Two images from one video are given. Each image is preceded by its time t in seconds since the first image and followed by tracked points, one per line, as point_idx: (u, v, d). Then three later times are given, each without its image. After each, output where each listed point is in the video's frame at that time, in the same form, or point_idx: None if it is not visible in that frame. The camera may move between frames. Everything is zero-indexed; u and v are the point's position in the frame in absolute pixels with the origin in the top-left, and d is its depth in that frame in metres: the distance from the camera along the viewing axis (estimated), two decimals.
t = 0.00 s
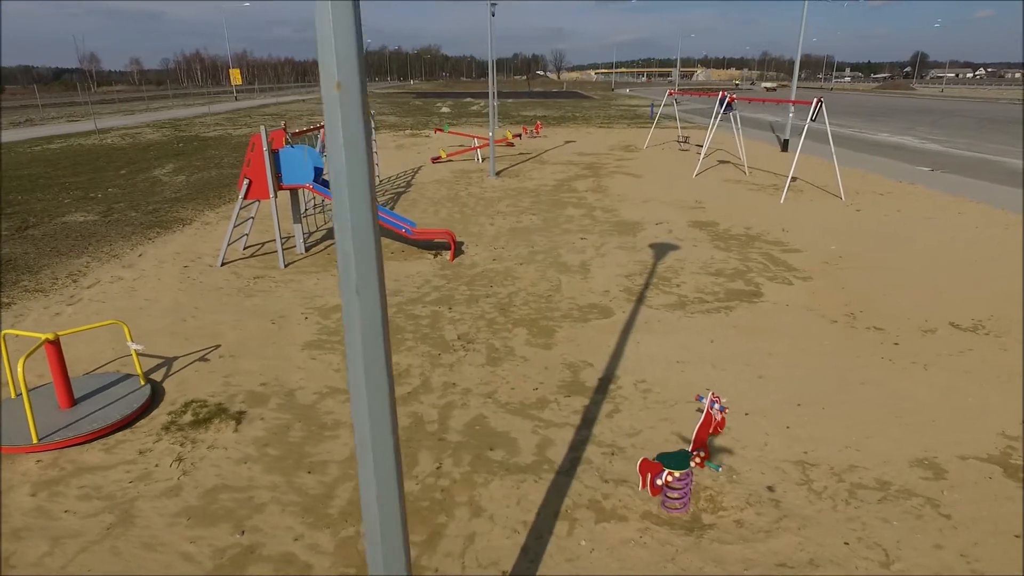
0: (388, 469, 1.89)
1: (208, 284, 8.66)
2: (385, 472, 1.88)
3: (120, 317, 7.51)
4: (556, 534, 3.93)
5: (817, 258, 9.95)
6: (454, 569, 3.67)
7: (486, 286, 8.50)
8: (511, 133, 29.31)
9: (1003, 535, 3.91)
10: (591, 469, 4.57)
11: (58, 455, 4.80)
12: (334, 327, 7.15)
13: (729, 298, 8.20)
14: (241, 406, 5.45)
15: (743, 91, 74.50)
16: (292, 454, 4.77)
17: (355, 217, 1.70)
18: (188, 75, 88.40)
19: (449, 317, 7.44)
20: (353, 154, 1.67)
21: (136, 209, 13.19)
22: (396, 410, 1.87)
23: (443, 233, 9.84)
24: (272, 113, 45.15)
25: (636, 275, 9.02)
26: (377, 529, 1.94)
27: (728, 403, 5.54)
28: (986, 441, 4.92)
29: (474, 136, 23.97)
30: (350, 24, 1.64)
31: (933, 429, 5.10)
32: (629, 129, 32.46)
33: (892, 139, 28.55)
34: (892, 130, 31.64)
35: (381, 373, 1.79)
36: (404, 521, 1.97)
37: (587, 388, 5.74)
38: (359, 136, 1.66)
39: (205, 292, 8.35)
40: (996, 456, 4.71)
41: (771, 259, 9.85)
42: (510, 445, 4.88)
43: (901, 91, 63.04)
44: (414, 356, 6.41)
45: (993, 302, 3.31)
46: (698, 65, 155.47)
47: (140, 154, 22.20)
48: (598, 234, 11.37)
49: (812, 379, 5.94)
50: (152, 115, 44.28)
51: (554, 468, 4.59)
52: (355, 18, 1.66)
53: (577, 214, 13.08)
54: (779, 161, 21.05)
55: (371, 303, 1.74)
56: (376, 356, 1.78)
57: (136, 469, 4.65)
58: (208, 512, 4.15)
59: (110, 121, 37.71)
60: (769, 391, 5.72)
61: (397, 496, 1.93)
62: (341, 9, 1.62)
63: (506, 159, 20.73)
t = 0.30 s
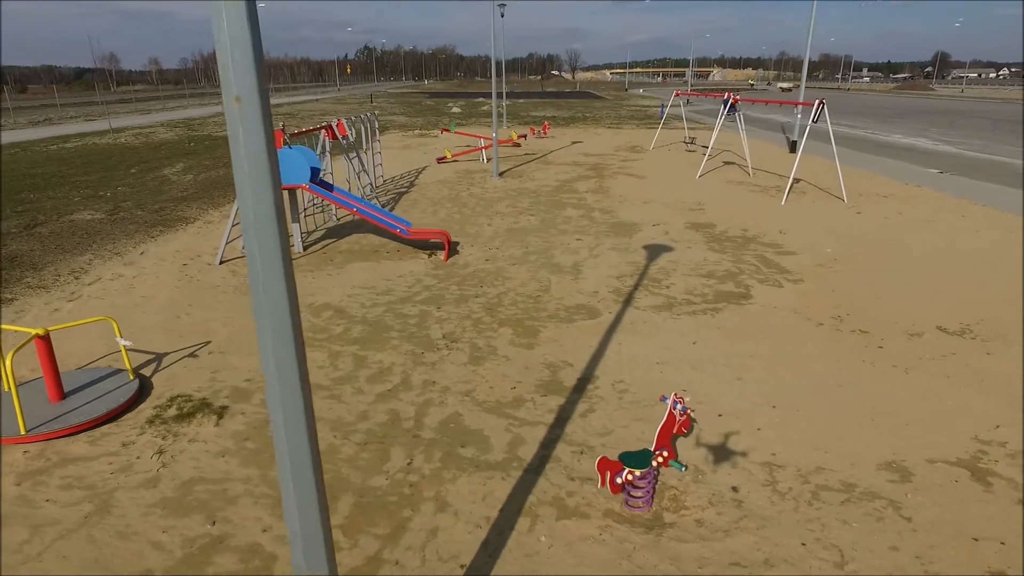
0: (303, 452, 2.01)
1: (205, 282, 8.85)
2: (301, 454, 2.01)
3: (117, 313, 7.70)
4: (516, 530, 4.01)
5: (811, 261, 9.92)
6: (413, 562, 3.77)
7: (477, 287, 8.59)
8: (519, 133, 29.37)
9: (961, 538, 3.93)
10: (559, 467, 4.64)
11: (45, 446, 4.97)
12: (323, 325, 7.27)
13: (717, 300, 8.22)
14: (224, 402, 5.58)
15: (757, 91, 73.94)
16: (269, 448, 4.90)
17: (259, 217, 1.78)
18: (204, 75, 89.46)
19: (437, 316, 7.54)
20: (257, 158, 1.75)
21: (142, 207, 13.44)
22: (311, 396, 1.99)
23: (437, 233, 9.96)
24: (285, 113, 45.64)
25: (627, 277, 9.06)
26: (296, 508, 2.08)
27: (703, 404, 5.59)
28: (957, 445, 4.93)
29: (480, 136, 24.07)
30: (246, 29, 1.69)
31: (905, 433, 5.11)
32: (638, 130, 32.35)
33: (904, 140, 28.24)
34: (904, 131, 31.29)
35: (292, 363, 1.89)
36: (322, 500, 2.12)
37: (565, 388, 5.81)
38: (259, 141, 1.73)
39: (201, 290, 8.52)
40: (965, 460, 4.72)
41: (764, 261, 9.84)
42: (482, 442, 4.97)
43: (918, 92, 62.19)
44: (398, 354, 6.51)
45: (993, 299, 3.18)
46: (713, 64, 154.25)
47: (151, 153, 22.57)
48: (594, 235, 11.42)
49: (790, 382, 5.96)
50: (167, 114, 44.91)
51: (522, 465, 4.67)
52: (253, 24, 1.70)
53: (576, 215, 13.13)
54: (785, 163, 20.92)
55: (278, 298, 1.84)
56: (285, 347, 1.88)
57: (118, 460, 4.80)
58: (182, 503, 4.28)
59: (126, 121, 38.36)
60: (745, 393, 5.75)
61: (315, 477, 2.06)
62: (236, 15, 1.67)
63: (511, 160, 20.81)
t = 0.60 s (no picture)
0: (236, 447, 2.08)
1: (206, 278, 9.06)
2: (233, 450, 2.08)
3: (119, 308, 7.93)
4: (482, 522, 4.12)
5: (807, 262, 9.91)
6: (379, 550, 3.90)
7: (470, 285, 8.71)
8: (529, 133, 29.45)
9: (921, 539, 3.97)
10: (530, 462, 4.75)
11: (41, 434, 5.18)
12: (316, 321, 7.44)
13: (708, 301, 8.25)
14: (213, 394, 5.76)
15: (774, 91, 73.25)
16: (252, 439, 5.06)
17: (184, 220, 1.84)
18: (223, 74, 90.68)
19: (427, 314, 7.67)
20: (179, 164, 1.80)
21: (152, 205, 13.75)
22: (243, 391, 2.05)
23: (435, 232, 10.10)
24: (300, 112, 46.17)
25: (620, 277, 9.13)
26: (232, 501, 2.15)
27: (680, 403, 5.65)
28: (930, 448, 4.95)
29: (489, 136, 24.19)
30: (165, 36, 1.73)
31: (880, 435, 5.15)
32: (649, 130, 32.27)
33: (918, 141, 27.89)
34: (919, 131, 30.89)
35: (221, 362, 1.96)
36: (258, 492, 2.19)
37: (545, 385, 5.91)
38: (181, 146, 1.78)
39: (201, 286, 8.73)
40: (935, 462, 4.75)
41: (760, 262, 9.85)
42: (458, 437, 5.09)
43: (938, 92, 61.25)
44: (386, 350, 6.65)
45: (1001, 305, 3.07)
46: (731, 64, 152.80)
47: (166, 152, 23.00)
48: (592, 235, 11.50)
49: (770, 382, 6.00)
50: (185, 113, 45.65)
51: (495, 460, 4.78)
52: (173, 30, 1.74)
53: (577, 215, 13.21)
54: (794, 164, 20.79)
55: (204, 295, 1.90)
56: (213, 345, 1.94)
57: (108, 449, 4.98)
58: (164, 490, 4.45)
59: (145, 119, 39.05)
60: (724, 393, 5.80)
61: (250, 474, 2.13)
62: (153, 20, 1.70)
63: (518, 160, 20.91)
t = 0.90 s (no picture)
0: (159, 443, 2.14)
1: (203, 276, 9.21)
2: (161, 451, 2.13)
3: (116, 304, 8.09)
4: (446, 523, 4.17)
5: (804, 266, 9.82)
6: (342, 549, 3.96)
7: (462, 286, 8.75)
8: (538, 133, 29.42)
9: (884, 548, 3.95)
10: (500, 464, 4.78)
11: (28, 428, 5.32)
12: (306, 319, 7.53)
13: (698, 303, 8.22)
14: (198, 391, 5.87)
15: (791, 91, 72.43)
16: (230, 437, 5.15)
17: (98, 219, 1.88)
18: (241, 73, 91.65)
19: (416, 314, 7.73)
20: (93, 169, 1.86)
21: (159, 203, 13.97)
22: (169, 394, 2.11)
23: (431, 232, 10.16)
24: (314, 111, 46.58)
25: (613, 279, 9.12)
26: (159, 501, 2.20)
27: (658, 407, 5.64)
28: (905, 456, 4.91)
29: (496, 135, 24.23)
30: (76, 48, 1.78)
31: (856, 442, 5.11)
32: (660, 130, 32.08)
33: (934, 142, 27.42)
34: (936, 132, 30.40)
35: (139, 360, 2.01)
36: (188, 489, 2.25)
37: (525, 387, 5.94)
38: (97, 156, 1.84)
39: (198, 284, 8.87)
40: (909, 471, 4.72)
41: (756, 265, 9.79)
42: (432, 437, 5.14)
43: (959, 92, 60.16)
44: (371, 350, 6.72)
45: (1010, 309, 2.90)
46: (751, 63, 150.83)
47: (178, 150, 23.32)
48: (589, 236, 11.48)
49: (752, 387, 5.97)
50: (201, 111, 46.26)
51: (466, 461, 4.82)
52: (84, 41, 1.80)
53: (577, 215, 13.20)
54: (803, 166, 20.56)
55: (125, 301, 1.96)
56: (132, 345, 1.99)
57: (91, 444, 5.10)
58: (140, 486, 4.55)
59: (162, 117, 39.61)
60: (702, 397, 5.79)
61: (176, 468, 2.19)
62: (64, 32, 1.76)
63: (524, 160, 20.91)
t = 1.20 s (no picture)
0: (47, 463, 2.23)
1: (193, 279, 9.21)
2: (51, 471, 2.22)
3: (104, 307, 8.11)
4: (400, 540, 4.08)
5: (801, 273, 9.61)
6: (291, 565, 3.88)
7: (449, 291, 8.67)
8: (546, 134, 29.25)
9: None
10: (463, 479, 4.68)
11: None
12: (288, 325, 7.49)
13: (687, 312, 8.05)
14: (170, 398, 5.84)
15: (807, 92, 71.54)
16: (195, 446, 5.10)
17: None
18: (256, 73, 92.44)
19: (399, 320, 7.65)
20: None
21: (159, 204, 14.05)
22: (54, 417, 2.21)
23: (423, 236, 10.08)
24: (326, 111, 46.83)
25: (603, 285, 8.98)
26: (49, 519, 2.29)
27: (633, 421, 5.51)
28: (884, 477, 4.73)
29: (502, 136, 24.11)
30: None
31: (834, 461, 4.95)
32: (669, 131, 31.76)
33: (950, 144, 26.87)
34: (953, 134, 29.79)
35: (9, 341, 2.04)
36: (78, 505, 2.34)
37: (499, 398, 5.83)
38: None
39: (186, 287, 8.87)
40: (886, 493, 4.55)
41: (751, 272, 9.59)
42: (398, 449, 5.05)
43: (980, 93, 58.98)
44: (348, 358, 6.65)
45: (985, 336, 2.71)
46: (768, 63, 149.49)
47: (185, 150, 23.47)
48: (585, 241, 11.34)
49: (732, 401, 5.81)
50: (215, 111, 46.69)
51: (429, 475, 4.73)
52: None
53: (575, 219, 13.06)
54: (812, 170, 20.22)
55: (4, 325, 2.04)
56: (14, 370, 2.07)
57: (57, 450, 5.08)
58: (99, 495, 4.51)
59: (175, 117, 39.99)
60: (680, 411, 5.64)
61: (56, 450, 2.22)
62: None
63: (529, 162, 20.79)
